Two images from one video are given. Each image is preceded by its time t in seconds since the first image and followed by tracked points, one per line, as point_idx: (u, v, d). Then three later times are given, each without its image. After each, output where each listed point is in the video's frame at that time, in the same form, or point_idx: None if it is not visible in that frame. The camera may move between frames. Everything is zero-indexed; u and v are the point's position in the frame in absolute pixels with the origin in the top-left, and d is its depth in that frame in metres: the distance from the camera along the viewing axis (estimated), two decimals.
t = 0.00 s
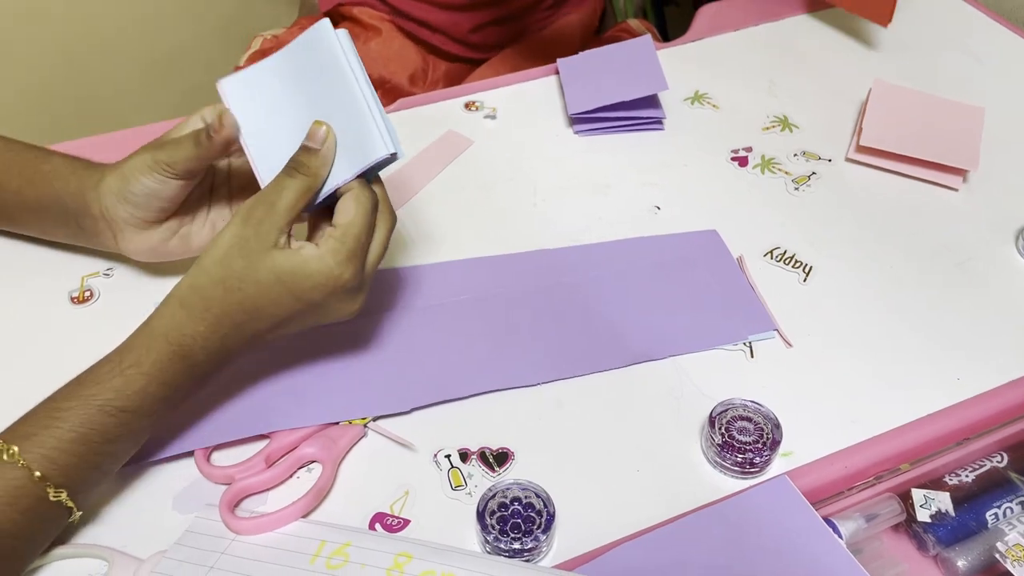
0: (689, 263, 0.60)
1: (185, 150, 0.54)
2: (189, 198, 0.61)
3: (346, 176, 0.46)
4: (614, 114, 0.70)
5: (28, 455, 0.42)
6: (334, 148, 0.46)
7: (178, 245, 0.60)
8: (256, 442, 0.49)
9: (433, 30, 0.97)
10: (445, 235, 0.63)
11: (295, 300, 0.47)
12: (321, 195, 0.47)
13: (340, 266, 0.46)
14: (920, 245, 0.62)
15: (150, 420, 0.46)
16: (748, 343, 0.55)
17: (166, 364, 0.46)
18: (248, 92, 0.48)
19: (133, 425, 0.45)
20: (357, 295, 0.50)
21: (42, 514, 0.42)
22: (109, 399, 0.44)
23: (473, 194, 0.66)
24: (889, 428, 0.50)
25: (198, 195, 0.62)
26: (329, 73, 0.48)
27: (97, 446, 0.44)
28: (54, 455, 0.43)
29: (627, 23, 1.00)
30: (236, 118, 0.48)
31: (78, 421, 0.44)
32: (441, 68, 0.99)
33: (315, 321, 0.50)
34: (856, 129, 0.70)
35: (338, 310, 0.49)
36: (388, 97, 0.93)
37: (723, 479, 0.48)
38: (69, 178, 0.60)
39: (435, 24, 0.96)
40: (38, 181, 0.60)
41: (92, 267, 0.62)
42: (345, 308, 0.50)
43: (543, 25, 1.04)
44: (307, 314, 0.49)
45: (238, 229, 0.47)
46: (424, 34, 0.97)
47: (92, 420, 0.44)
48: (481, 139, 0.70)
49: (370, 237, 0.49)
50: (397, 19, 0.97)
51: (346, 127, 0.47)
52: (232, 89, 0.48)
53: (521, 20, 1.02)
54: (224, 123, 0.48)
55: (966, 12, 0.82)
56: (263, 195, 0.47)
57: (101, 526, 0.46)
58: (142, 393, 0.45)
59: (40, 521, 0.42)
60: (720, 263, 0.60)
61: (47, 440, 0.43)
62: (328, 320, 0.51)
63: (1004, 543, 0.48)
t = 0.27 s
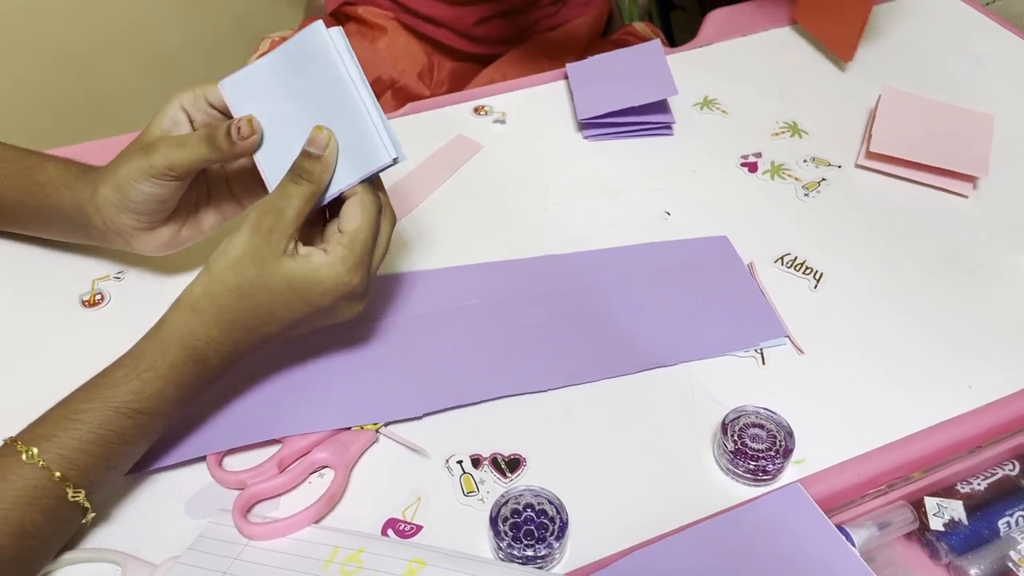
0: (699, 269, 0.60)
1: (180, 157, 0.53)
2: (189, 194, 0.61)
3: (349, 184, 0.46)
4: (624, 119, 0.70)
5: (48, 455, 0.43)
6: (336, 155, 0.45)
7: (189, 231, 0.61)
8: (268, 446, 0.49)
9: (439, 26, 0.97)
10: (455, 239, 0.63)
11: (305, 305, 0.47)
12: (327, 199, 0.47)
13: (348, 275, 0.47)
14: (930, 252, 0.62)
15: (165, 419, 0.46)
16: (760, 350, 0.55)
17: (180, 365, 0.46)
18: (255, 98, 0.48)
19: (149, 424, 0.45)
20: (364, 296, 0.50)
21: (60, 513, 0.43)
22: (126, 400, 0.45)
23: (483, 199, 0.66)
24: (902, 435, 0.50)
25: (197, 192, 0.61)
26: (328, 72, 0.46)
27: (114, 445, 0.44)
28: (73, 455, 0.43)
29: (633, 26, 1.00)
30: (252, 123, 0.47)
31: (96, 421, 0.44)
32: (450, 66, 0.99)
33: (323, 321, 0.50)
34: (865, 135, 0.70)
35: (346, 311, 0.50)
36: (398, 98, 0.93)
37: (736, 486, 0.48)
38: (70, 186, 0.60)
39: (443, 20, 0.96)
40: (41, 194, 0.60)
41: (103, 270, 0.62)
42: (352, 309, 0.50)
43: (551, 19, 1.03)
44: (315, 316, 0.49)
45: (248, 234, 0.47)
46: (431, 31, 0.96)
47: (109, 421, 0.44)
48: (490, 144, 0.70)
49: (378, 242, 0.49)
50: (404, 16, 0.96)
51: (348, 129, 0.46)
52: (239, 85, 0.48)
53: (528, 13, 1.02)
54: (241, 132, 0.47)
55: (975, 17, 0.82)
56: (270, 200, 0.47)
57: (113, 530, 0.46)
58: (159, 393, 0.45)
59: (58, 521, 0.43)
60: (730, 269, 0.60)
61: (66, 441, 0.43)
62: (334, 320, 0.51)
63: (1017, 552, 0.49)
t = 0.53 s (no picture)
0: (717, 280, 0.59)
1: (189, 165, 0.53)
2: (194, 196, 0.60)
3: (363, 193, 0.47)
4: (638, 127, 0.70)
5: (65, 476, 0.42)
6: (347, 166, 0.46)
7: (195, 232, 0.61)
8: (281, 460, 0.49)
9: (453, 31, 0.97)
10: (469, 248, 0.62)
11: (326, 320, 0.47)
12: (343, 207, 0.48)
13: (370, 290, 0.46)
14: (951, 263, 0.61)
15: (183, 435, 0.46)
16: (779, 363, 0.54)
17: (200, 382, 0.45)
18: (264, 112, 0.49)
19: (166, 443, 0.45)
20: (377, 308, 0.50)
21: (74, 533, 0.42)
22: (144, 418, 0.44)
23: (496, 207, 0.65)
24: (924, 453, 0.50)
25: (201, 194, 0.61)
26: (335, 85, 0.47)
27: (132, 465, 0.44)
28: (90, 475, 0.42)
29: (644, 31, 1.00)
30: (269, 125, 0.48)
31: (114, 440, 0.43)
32: (464, 71, 0.98)
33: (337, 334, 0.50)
34: (883, 144, 0.69)
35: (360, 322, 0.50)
36: (412, 103, 0.92)
37: (757, 503, 0.47)
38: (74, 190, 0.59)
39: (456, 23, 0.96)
40: (46, 200, 0.59)
41: (113, 278, 0.61)
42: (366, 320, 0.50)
43: (565, 24, 1.02)
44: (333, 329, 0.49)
45: (265, 247, 0.46)
46: (444, 36, 0.96)
47: (127, 441, 0.44)
48: (503, 151, 0.70)
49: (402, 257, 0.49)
50: (418, 21, 0.96)
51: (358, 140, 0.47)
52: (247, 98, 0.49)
53: (542, 18, 1.01)
54: (259, 141, 0.48)
55: (992, 24, 0.82)
56: (290, 213, 0.46)
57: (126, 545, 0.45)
58: (177, 412, 0.45)
59: (71, 540, 0.42)
60: (748, 280, 0.59)
61: (83, 461, 0.43)
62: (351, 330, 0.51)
63: None
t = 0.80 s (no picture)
0: (729, 294, 0.59)
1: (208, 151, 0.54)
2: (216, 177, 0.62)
3: (369, 196, 0.49)
4: (649, 139, 0.70)
5: (68, 496, 0.42)
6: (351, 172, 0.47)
7: (214, 216, 0.63)
8: (297, 472, 0.49)
9: (461, 39, 0.97)
10: (481, 260, 0.62)
11: (333, 315, 0.46)
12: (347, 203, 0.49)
13: (374, 274, 0.46)
14: (961, 278, 0.61)
15: (193, 458, 0.45)
16: (792, 378, 0.54)
17: (206, 400, 0.44)
18: (271, 108, 0.50)
19: (174, 465, 0.45)
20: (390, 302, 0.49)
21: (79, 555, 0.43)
22: (149, 437, 0.44)
23: (508, 219, 0.66)
24: (938, 469, 0.50)
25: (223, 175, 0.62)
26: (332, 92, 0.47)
27: (136, 485, 0.44)
28: (94, 495, 0.43)
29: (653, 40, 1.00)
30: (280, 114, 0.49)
31: (120, 461, 0.43)
32: (473, 80, 0.98)
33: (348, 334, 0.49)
34: (894, 158, 0.70)
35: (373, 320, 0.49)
36: (421, 113, 0.93)
37: (771, 519, 0.48)
38: (94, 172, 0.60)
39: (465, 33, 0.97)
40: (66, 182, 0.60)
41: (128, 289, 0.61)
42: (377, 314, 0.49)
43: (573, 32, 1.02)
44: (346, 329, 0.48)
45: (264, 255, 0.46)
46: (452, 44, 0.97)
47: (132, 460, 0.43)
48: (515, 163, 0.70)
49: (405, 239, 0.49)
50: (426, 30, 0.97)
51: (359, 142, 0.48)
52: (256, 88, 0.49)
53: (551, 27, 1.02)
54: (275, 131, 0.48)
55: (1002, 37, 0.82)
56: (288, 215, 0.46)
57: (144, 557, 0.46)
58: (182, 429, 0.44)
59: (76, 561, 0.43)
60: (760, 294, 0.59)
61: (88, 481, 0.43)
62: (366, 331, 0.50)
63: None
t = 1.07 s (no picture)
0: (737, 300, 0.59)
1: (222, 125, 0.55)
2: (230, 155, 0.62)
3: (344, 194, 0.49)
4: (656, 144, 0.70)
5: (51, 514, 0.41)
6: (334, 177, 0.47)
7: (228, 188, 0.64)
8: (302, 476, 0.49)
9: (466, 43, 0.97)
10: (487, 264, 0.62)
11: (311, 310, 0.44)
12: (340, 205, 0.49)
13: (348, 260, 0.44)
14: (970, 285, 0.61)
15: (181, 475, 0.44)
16: (801, 385, 0.54)
17: (192, 413, 0.43)
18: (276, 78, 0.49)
19: (161, 482, 0.43)
20: (379, 296, 0.47)
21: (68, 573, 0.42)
22: (133, 451, 0.43)
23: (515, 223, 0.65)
24: (946, 478, 0.49)
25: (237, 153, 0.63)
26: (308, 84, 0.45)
27: (120, 503, 0.42)
28: (76, 513, 0.42)
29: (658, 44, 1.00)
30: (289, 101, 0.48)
31: (104, 476, 0.42)
32: (478, 84, 0.98)
33: (338, 333, 0.46)
34: (902, 164, 0.69)
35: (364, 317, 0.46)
36: (426, 116, 0.92)
37: (779, 526, 0.47)
38: (109, 143, 0.60)
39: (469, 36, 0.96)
40: (78, 154, 0.61)
41: (132, 291, 0.60)
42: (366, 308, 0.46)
43: (577, 37, 1.01)
44: (332, 327, 0.45)
45: (242, 257, 0.45)
46: (456, 48, 0.96)
47: (116, 475, 0.42)
48: (521, 167, 0.70)
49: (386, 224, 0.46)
50: (430, 33, 0.97)
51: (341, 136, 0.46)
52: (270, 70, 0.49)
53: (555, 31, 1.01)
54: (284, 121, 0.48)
55: (1010, 44, 0.82)
56: (264, 214, 0.46)
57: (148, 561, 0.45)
58: (166, 444, 0.43)
59: None
60: (768, 300, 0.59)
61: (72, 497, 0.42)
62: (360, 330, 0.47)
63: None
